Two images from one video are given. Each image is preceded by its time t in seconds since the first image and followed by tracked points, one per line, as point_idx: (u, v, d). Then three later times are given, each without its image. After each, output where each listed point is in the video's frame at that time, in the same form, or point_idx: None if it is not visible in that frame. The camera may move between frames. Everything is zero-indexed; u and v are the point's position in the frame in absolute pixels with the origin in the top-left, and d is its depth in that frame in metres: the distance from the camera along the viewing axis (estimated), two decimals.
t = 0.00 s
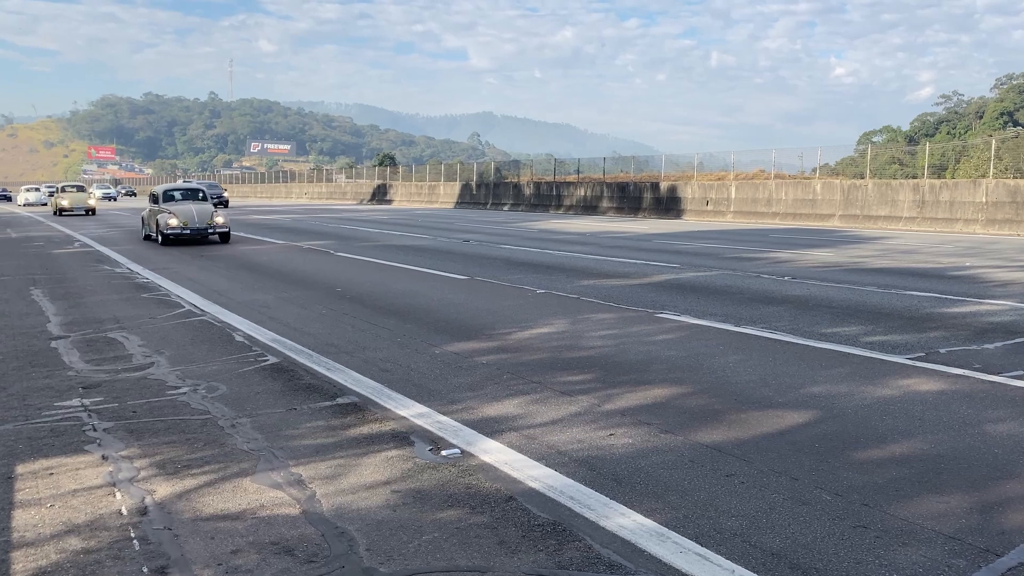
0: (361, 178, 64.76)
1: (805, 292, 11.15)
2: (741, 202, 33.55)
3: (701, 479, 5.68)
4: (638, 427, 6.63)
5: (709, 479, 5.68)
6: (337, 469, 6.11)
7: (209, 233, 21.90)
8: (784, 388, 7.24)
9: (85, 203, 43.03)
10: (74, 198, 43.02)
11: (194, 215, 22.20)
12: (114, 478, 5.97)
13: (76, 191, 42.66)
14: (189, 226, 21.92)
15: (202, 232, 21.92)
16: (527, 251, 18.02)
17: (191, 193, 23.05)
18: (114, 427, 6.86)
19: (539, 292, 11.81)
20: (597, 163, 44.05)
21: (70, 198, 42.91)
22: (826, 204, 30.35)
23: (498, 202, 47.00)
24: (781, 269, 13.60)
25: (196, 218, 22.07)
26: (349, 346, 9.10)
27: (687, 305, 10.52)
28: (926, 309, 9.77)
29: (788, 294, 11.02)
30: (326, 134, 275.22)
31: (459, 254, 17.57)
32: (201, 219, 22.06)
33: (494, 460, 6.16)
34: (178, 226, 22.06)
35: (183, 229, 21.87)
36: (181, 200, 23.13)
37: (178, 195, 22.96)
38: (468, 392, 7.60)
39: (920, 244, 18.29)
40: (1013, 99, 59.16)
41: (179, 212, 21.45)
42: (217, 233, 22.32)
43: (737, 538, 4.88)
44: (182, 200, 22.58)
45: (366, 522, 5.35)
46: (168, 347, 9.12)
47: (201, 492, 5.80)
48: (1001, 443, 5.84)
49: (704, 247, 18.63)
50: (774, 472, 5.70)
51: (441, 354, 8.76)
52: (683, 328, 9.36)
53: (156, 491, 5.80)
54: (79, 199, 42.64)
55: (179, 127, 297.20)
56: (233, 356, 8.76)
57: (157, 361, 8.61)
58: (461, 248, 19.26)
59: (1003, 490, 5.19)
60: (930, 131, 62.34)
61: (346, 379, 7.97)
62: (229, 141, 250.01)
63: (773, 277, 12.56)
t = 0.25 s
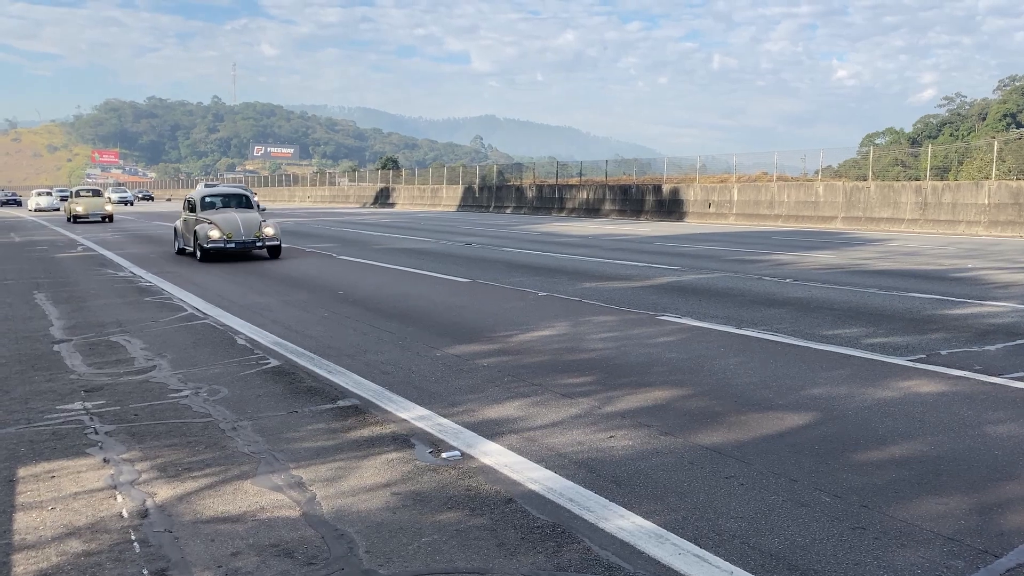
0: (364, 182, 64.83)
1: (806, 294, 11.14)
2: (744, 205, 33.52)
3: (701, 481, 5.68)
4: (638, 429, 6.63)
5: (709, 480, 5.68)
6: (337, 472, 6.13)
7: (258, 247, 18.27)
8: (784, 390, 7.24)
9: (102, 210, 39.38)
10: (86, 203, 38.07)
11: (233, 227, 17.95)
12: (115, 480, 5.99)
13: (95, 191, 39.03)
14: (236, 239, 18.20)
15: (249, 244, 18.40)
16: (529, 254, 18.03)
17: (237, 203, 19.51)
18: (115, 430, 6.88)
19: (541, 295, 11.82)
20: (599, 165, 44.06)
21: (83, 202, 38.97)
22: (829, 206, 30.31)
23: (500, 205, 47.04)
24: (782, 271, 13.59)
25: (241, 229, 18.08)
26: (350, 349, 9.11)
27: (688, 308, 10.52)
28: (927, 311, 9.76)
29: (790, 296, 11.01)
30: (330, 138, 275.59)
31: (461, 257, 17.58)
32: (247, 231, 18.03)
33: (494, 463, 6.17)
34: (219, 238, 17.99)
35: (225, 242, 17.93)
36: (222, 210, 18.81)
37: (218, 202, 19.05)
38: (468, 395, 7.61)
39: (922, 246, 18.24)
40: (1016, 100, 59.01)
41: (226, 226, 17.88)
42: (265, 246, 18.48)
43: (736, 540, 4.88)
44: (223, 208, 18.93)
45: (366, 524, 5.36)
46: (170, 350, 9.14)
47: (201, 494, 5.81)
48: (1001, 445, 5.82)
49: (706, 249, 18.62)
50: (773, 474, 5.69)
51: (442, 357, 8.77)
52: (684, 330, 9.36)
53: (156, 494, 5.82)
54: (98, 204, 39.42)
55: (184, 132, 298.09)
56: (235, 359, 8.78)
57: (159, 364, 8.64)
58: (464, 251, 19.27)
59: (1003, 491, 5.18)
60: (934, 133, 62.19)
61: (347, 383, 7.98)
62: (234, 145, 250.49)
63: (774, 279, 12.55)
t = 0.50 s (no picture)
0: (368, 184, 64.93)
1: (809, 295, 11.12)
2: (747, 207, 33.48)
3: (701, 483, 5.68)
4: (639, 431, 6.63)
5: (710, 482, 5.67)
6: (338, 473, 6.14)
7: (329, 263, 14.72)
8: (786, 391, 7.23)
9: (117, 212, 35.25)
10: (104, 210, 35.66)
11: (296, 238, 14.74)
12: (117, 482, 6.02)
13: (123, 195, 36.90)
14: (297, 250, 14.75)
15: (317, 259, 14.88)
16: (531, 256, 18.04)
17: (296, 208, 15.95)
18: (118, 432, 6.91)
19: (543, 297, 11.82)
20: (602, 167, 44.07)
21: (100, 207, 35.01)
22: (832, 207, 30.27)
23: (503, 207, 47.08)
24: (785, 273, 13.58)
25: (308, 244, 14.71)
26: (353, 351, 9.13)
27: (690, 310, 10.51)
28: (930, 312, 9.74)
29: (792, 298, 11.00)
30: (335, 140, 276.06)
31: (464, 259, 17.58)
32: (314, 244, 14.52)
33: (496, 464, 6.18)
34: (282, 250, 14.61)
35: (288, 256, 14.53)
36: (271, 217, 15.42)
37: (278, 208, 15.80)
38: (470, 397, 7.62)
39: (924, 248, 18.21)
40: (1020, 101, 58.85)
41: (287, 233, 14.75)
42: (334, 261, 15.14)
43: (735, 541, 4.88)
44: (282, 214, 15.42)
45: (367, 525, 5.37)
46: (173, 352, 9.17)
47: (203, 496, 5.83)
48: (1002, 447, 5.81)
49: (709, 251, 18.61)
50: (774, 475, 5.69)
51: (444, 358, 8.79)
52: (686, 332, 9.36)
53: (159, 495, 5.84)
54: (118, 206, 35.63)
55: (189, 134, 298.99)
56: (238, 361, 8.80)
57: (162, 366, 8.67)
58: (467, 253, 19.28)
59: (1003, 493, 5.17)
60: (938, 134, 62.04)
61: (350, 384, 8.00)
62: (239, 147, 251.10)
63: (777, 281, 12.53)
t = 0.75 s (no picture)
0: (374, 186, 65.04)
1: (814, 297, 11.11)
2: (752, 208, 33.44)
3: (704, 483, 5.69)
4: (642, 432, 6.64)
5: (712, 483, 5.68)
6: (343, 473, 6.17)
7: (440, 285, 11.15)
8: (790, 392, 7.23)
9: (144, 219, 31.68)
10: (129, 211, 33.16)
11: (395, 254, 11.05)
12: (122, 482, 6.05)
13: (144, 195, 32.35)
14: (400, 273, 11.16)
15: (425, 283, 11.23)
16: (536, 257, 18.06)
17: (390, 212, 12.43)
18: (124, 432, 6.95)
19: (548, 299, 11.83)
20: (608, 169, 44.08)
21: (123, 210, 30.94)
22: (837, 209, 30.23)
23: (509, 209, 47.15)
24: (790, 274, 13.57)
25: (414, 259, 11.07)
26: (358, 352, 9.16)
27: (695, 311, 10.51)
28: (935, 314, 9.73)
29: (797, 299, 10.99)
30: (341, 142, 276.57)
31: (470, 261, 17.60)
32: (423, 263, 11.32)
33: (499, 465, 6.19)
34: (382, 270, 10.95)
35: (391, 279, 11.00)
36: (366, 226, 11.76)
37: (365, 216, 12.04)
38: (474, 398, 7.64)
39: (930, 249, 18.17)
40: None
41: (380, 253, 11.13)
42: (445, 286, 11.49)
43: (738, 542, 4.88)
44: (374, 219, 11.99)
45: (370, 525, 5.39)
46: (179, 353, 9.21)
47: (208, 496, 5.86)
48: (1006, 447, 5.81)
49: (713, 253, 18.61)
50: (777, 476, 5.69)
51: (449, 360, 8.81)
52: (690, 334, 9.36)
53: (163, 495, 5.87)
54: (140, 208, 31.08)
55: (196, 136, 299.92)
56: (243, 362, 8.84)
57: (167, 367, 8.71)
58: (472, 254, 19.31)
59: (1007, 494, 5.16)
60: (944, 136, 61.89)
61: (354, 385, 8.02)
62: (246, 149, 251.74)
63: (782, 282, 12.53)
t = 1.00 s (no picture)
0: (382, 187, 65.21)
1: (822, 298, 11.10)
2: (761, 209, 33.39)
3: (709, 484, 5.70)
4: (649, 432, 6.65)
5: (718, 483, 5.69)
6: (350, 473, 6.20)
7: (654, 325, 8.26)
8: (796, 393, 7.23)
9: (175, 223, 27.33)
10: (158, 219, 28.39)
11: (584, 278, 8.14)
12: (131, 481, 6.10)
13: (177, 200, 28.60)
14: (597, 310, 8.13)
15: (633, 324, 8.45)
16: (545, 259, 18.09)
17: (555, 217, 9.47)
18: (133, 431, 7.00)
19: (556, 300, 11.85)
20: (616, 170, 44.08)
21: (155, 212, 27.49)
22: (846, 210, 30.15)
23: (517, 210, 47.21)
24: (797, 275, 13.55)
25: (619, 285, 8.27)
26: (366, 352, 9.19)
27: (702, 312, 10.51)
28: (943, 315, 9.71)
29: (805, 300, 10.98)
30: (351, 143, 277.22)
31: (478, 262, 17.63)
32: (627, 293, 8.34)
33: (505, 465, 6.21)
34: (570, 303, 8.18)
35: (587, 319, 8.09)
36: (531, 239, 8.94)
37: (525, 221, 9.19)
38: (481, 398, 7.66)
39: (939, 250, 18.12)
40: None
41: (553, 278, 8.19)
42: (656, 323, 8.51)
43: (743, 542, 4.89)
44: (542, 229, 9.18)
45: (377, 524, 5.42)
46: (188, 353, 9.26)
47: (216, 495, 5.90)
48: (1013, 449, 5.80)
49: (721, 254, 18.61)
50: (783, 476, 5.70)
51: (456, 360, 8.83)
52: (698, 335, 9.35)
53: (172, 494, 5.91)
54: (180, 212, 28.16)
55: (206, 138, 301.16)
56: (251, 362, 8.88)
57: (177, 367, 8.76)
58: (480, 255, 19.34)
59: (1013, 495, 5.16)
60: (954, 137, 61.63)
61: (362, 385, 8.05)
62: (256, 150, 252.61)
63: (790, 283, 12.51)
